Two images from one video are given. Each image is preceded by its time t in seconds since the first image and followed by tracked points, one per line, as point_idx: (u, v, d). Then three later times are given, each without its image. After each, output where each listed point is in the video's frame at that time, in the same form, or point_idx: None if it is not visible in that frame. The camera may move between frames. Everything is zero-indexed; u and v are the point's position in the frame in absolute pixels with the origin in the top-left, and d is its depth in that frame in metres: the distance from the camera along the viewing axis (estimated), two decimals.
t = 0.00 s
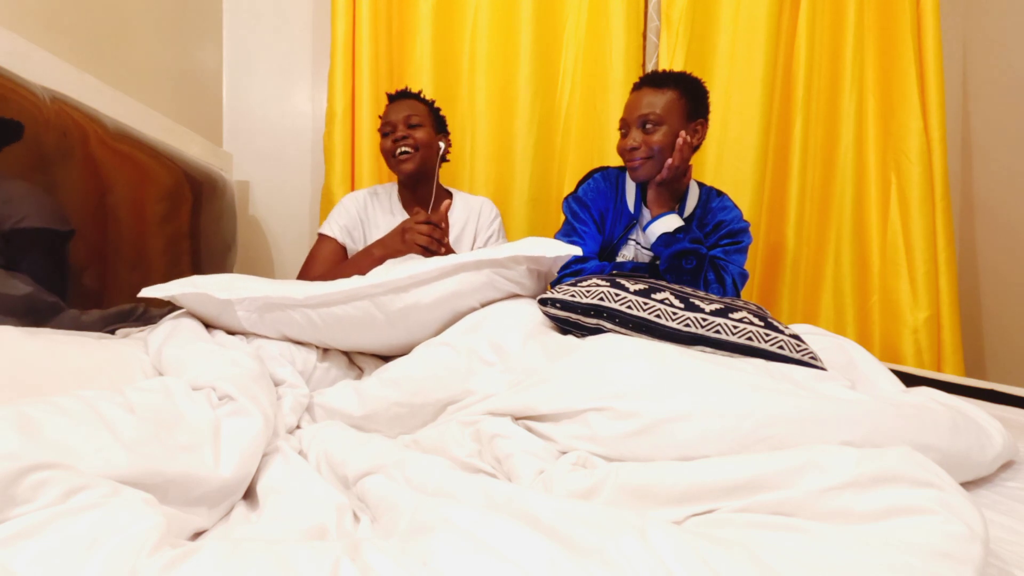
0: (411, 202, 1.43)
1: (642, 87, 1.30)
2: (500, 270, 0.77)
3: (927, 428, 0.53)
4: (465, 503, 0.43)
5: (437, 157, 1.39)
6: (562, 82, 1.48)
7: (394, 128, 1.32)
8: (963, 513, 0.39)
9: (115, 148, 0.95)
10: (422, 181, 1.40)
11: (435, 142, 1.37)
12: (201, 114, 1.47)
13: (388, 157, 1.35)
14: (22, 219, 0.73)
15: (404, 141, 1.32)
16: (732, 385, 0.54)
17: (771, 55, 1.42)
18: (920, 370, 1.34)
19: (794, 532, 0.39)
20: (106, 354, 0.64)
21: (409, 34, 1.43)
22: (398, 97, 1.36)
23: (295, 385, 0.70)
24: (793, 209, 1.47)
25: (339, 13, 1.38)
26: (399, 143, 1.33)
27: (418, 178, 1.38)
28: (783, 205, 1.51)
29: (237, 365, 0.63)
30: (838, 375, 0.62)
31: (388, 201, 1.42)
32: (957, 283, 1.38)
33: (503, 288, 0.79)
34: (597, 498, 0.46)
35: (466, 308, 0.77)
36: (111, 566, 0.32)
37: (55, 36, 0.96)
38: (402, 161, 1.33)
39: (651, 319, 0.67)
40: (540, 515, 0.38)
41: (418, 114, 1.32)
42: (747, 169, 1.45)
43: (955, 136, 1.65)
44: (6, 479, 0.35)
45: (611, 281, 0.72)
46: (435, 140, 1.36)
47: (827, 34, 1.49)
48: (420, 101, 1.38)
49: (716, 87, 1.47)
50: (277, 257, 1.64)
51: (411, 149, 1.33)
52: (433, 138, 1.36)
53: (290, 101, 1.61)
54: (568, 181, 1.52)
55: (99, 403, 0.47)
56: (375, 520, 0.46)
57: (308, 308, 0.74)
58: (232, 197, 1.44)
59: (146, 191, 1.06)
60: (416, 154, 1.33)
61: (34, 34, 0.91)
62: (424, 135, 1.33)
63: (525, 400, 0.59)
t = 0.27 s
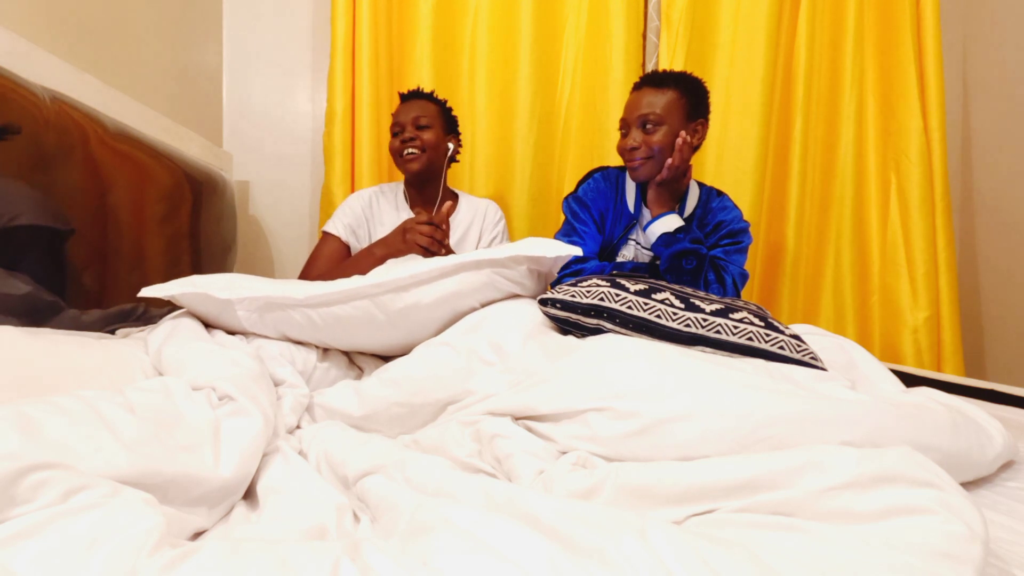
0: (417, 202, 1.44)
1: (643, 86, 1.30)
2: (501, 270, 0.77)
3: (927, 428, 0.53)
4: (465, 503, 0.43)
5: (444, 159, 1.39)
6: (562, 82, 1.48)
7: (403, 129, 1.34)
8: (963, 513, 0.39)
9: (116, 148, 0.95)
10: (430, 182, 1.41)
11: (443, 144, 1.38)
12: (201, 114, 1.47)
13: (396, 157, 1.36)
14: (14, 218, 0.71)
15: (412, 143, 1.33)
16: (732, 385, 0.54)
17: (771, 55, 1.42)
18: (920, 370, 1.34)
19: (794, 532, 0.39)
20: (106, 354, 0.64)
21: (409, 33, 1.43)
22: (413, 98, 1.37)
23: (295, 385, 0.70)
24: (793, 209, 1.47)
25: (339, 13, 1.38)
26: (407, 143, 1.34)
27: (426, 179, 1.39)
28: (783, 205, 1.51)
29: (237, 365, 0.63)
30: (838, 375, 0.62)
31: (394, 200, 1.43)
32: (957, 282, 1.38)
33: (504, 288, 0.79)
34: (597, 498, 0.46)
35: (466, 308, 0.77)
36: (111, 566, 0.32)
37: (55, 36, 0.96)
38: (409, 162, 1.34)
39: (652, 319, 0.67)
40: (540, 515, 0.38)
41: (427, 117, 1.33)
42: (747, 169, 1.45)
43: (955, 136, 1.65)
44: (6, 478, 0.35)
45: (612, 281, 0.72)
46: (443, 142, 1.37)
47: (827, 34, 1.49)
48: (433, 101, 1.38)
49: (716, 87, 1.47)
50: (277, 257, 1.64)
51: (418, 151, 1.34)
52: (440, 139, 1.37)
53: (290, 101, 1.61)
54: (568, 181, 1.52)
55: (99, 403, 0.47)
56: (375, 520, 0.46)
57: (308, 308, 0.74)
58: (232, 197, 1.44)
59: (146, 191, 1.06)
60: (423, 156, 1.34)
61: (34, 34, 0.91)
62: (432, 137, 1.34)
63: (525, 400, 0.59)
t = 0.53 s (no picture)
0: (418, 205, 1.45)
1: (643, 86, 1.29)
2: (501, 270, 0.77)
3: (927, 428, 0.53)
4: (465, 503, 0.43)
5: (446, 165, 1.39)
6: (562, 82, 1.48)
7: (407, 130, 1.34)
8: (963, 513, 0.39)
9: (116, 148, 0.95)
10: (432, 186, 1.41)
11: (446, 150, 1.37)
12: (201, 113, 1.47)
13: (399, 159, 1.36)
14: (14, 217, 0.71)
15: (412, 147, 1.33)
16: (732, 385, 0.54)
17: (771, 55, 1.42)
18: (920, 370, 1.34)
19: (794, 533, 0.39)
20: (106, 354, 0.64)
21: (409, 33, 1.43)
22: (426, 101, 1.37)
23: (295, 385, 0.70)
24: (793, 209, 1.47)
25: (339, 13, 1.38)
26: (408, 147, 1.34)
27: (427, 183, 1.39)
28: (783, 205, 1.51)
29: (237, 364, 0.63)
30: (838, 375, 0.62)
31: (395, 200, 1.43)
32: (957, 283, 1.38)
33: (504, 288, 0.79)
34: (597, 498, 0.46)
35: (466, 308, 0.77)
36: (111, 566, 0.32)
37: (55, 36, 0.96)
38: (410, 166, 1.34)
39: (652, 319, 0.67)
40: (540, 515, 0.38)
41: (432, 122, 1.33)
42: (747, 169, 1.45)
43: (955, 136, 1.65)
44: (5, 479, 0.35)
45: (612, 281, 0.72)
46: (446, 148, 1.37)
47: (827, 34, 1.49)
48: (445, 106, 1.38)
49: (716, 87, 1.47)
50: (277, 257, 1.64)
51: (419, 155, 1.34)
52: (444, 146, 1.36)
53: (290, 101, 1.61)
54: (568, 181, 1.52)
55: (99, 403, 0.47)
56: (375, 520, 0.46)
57: (309, 308, 0.74)
58: (232, 197, 1.44)
59: (146, 191, 1.06)
60: (423, 161, 1.34)
61: (34, 33, 0.91)
62: (433, 143, 1.33)
63: (525, 400, 0.59)
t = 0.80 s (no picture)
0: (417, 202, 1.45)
1: (643, 85, 1.30)
2: (501, 271, 0.77)
3: (927, 428, 0.53)
4: (466, 503, 0.43)
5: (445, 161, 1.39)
6: (562, 82, 1.48)
7: (409, 124, 1.34)
8: (963, 513, 0.39)
9: (116, 148, 0.95)
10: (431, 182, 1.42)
11: (446, 146, 1.37)
12: (201, 113, 1.47)
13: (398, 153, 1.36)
14: (14, 215, 0.71)
15: (413, 141, 1.33)
16: (732, 385, 0.54)
17: (771, 55, 1.42)
18: (920, 370, 1.34)
19: (794, 533, 0.39)
20: (106, 354, 0.64)
21: (409, 33, 1.43)
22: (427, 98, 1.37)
23: (295, 385, 0.70)
24: (793, 209, 1.47)
25: (339, 13, 1.38)
26: (408, 142, 1.34)
27: (427, 178, 1.40)
28: (783, 205, 1.51)
29: (237, 365, 0.63)
30: (838, 375, 0.62)
31: (393, 200, 1.42)
32: (957, 283, 1.38)
33: (504, 288, 0.79)
34: (597, 498, 0.46)
35: (466, 308, 0.77)
36: (111, 566, 0.32)
37: (55, 36, 0.96)
38: (408, 159, 1.34)
39: (652, 319, 0.67)
40: (540, 514, 0.38)
41: (434, 117, 1.33)
42: (747, 169, 1.45)
43: (955, 136, 1.65)
44: (6, 478, 0.35)
45: (612, 281, 0.72)
46: (446, 144, 1.37)
47: (827, 34, 1.49)
48: (444, 103, 1.38)
49: (716, 87, 1.47)
50: (277, 257, 1.64)
51: (419, 150, 1.34)
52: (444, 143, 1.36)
53: (291, 102, 1.61)
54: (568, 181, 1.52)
55: (99, 403, 0.47)
56: (375, 521, 0.46)
57: (309, 308, 0.74)
58: (232, 197, 1.44)
59: (146, 191, 1.06)
60: (423, 156, 1.34)
61: (34, 33, 0.91)
62: (434, 138, 1.33)
63: (526, 400, 0.59)
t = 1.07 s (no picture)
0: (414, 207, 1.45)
1: (646, 82, 1.30)
2: (502, 271, 0.77)
3: (927, 428, 0.53)
4: (466, 502, 0.43)
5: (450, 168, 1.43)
6: (563, 82, 1.48)
7: (422, 133, 1.33)
8: (963, 513, 0.39)
9: (116, 148, 0.95)
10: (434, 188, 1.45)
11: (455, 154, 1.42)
12: (201, 113, 1.47)
13: (409, 160, 1.36)
14: (14, 215, 0.71)
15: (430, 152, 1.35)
16: (732, 386, 0.54)
17: (772, 55, 1.42)
18: (920, 370, 1.34)
19: (794, 533, 0.39)
20: (106, 354, 0.64)
21: (409, 33, 1.43)
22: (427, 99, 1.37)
23: (295, 385, 0.70)
24: (794, 209, 1.47)
25: (339, 13, 1.38)
26: (424, 151, 1.34)
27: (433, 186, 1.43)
28: (783, 206, 1.51)
29: (237, 365, 0.63)
30: (838, 375, 0.62)
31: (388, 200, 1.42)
32: (957, 283, 1.38)
33: (504, 288, 0.79)
34: (597, 498, 0.46)
35: (467, 309, 0.77)
36: (111, 566, 0.32)
37: (55, 36, 0.96)
38: (423, 168, 1.35)
39: (652, 319, 0.67)
40: (540, 514, 0.38)
41: (449, 127, 1.35)
42: (747, 169, 1.45)
43: (955, 136, 1.65)
44: (6, 478, 0.35)
45: (612, 281, 0.72)
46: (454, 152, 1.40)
47: (827, 34, 1.49)
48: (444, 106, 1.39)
49: (716, 87, 1.47)
50: (277, 257, 1.64)
51: (434, 161, 1.36)
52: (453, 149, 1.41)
53: (290, 101, 1.61)
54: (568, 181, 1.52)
55: (99, 403, 0.47)
56: (375, 520, 0.46)
57: (309, 309, 0.74)
58: (232, 197, 1.44)
59: (146, 190, 1.06)
60: (439, 167, 1.37)
61: (34, 33, 0.91)
62: (449, 150, 1.37)
63: (526, 400, 0.59)
